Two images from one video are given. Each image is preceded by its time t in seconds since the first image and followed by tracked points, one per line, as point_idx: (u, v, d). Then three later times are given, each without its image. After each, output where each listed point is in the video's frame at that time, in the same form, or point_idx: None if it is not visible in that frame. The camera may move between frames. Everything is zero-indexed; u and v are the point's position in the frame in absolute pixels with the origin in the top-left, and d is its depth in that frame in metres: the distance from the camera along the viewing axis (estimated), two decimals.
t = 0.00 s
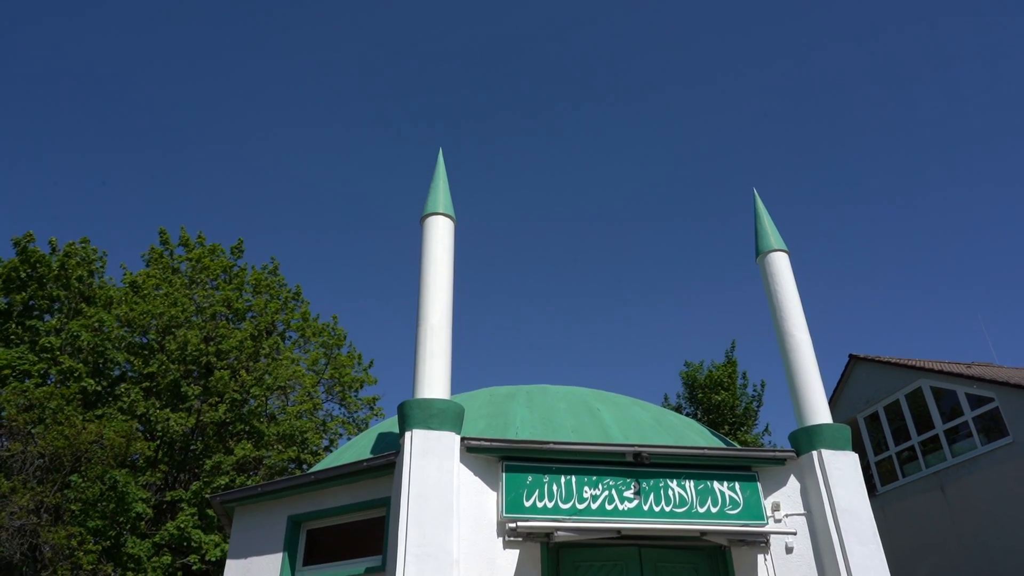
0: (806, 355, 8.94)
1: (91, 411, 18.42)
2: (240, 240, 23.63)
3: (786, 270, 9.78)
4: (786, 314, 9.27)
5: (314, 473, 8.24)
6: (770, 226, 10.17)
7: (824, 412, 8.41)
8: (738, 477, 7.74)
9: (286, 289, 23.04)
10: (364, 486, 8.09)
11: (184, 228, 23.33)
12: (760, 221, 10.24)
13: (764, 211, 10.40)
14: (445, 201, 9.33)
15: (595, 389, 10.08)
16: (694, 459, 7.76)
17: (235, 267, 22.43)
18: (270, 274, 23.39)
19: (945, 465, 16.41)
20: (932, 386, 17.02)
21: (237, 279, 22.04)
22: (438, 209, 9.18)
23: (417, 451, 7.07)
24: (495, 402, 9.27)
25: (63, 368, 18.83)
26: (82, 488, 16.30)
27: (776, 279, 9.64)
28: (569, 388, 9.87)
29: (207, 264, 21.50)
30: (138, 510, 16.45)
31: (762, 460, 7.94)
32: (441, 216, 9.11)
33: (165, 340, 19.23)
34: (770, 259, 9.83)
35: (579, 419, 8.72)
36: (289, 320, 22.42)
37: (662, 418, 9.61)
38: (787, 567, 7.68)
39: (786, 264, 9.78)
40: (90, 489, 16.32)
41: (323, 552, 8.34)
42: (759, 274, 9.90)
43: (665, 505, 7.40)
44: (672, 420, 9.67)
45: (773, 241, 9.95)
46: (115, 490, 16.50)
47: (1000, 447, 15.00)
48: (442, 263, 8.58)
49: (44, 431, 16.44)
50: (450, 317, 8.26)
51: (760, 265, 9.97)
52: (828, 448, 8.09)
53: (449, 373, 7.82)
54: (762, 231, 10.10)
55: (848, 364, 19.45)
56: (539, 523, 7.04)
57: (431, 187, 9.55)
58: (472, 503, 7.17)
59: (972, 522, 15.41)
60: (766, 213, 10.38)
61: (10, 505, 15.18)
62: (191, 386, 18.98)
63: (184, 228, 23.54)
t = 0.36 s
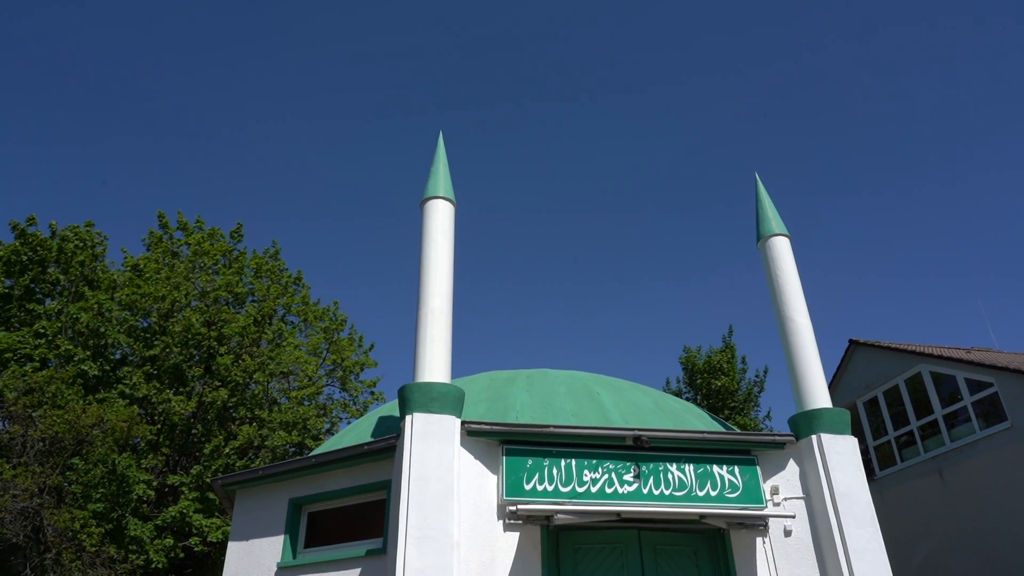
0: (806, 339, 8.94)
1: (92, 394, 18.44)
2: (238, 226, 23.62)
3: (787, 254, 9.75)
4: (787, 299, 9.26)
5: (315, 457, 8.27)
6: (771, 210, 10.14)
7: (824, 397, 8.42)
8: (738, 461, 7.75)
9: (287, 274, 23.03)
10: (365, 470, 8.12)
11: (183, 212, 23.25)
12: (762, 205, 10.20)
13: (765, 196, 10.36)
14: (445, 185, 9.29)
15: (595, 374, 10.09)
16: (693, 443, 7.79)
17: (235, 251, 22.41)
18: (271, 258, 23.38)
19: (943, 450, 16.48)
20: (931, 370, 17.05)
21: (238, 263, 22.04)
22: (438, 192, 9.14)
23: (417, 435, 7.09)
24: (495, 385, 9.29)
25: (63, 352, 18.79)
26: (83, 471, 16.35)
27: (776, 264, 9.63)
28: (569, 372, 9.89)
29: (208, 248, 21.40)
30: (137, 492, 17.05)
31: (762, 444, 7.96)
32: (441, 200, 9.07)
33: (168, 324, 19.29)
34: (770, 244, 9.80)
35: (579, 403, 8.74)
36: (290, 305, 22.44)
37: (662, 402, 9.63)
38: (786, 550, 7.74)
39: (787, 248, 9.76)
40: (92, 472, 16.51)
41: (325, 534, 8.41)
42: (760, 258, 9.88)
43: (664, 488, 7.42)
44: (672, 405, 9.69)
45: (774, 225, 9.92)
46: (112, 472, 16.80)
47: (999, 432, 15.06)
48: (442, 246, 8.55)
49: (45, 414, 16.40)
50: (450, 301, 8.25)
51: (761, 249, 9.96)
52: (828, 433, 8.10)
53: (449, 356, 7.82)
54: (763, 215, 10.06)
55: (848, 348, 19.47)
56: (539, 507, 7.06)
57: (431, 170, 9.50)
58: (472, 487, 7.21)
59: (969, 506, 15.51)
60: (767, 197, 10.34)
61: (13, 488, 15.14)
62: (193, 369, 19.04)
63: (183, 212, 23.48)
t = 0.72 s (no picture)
0: (806, 325, 8.94)
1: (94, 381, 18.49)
2: (235, 212, 23.54)
3: (787, 240, 9.74)
4: (787, 285, 9.26)
5: (317, 442, 8.29)
6: (772, 196, 10.11)
7: (823, 383, 8.44)
8: (737, 446, 7.77)
9: (289, 260, 23.03)
10: (366, 455, 8.15)
11: (182, 198, 23.21)
12: (763, 191, 10.17)
13: (767, 182, 10.33)
14: (446, 171, 9.26)
15: (595, 360, 10.11)
16: (693, 429, 7.81)
17: (236, 237, 22.40)
18: (271, 245, 23.35)
19: (942, 436, 16.54)
20: (931, 357, 17.08)
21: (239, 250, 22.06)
22: (439, 178, 9.12)
23: (418, 420, 7.11)
24: (495, 372, 9.31)
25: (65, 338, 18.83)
26: (85, 457, 16.44)
27: (777, 250, 9.62)
28: (569, 359, 9.90)
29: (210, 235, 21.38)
30: (141, 478, 17.21)
31: (762, 430, 7.99)
32: (441, 186, 9.05)
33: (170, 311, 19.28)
34: (771, 230, 9.79)
35: (579, 389, 8.76)
36: (291, 291, 22.45)
37: (662, 388, 9.66)
38: (785, 534, 7.80)
39: (787, 234, 9.74)
40: (93, 456, 16.42)
41: (328, 519, 8.47)
42: (760, 244, 9.86)
43: (664, 474, 7.45)
44: (672, 391, 9.72)
45: (774, 211, 9.90)
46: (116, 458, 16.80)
47: (998, 418, 15.10)
48: (442, 232, 8.54)
49: (46, 400, 16.47)
50: (451, 287, 8.25)
51: (761, 236, 9.94)
52: (827, 419, 8.13)
53: (450, 342, 7.83)
54: (764, 201, 10.04)
55: (848, 335, 19.49)
56: (539, 492, 7.10)
57: (431, 156, 9.47)
58: (472, 472, 7.25)
59: (967, 491, 15.60)
60: (768, 183, 10.31)
61: (15, 473, 15.22)
62: (195, 356, 19.09)
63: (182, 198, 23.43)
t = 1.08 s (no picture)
0: (806, 314, 8.94)
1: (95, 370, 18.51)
2: (235, 202, 23.50)
3: (787, 229, 9.72)
4: (787, 274, 9.25)
5: (318, 431, 8.32)
6: (772, 185, 10.09)
7: (823, 372, 8.45)
8: (737, 435, 7.80)
9: (289, 250, 23.01)
10: (367, 444, 8.18)
11: (182, 187, 23.16)
12: (763, 180, 10.15)
13: (767, 170, 10.30)
14: (445, 160, 9.23)
15: (595, 349, 10.12)
16: (693, 417, 7.84)
17: (236, 227, 22.37)
18: (271, 234, 23.32)
19: (940, 424, 16.60)
20: (930, 346, 17.10)
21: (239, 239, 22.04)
22: (439, 167, 9.10)
23: (418, 409, 7.13)
24: (495, 361, 9.32)
25: (67, 327, 18.83)
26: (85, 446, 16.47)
27: (777, 239, 9.61)
28: (569, 348, 9.91)
29: (212, 224, 21.34)
30: (142, 465, 17.09)
31: (761, 418, 8.02)
32: (441, 175, 9.03)
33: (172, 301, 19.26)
34: (771, 219, 9.77)
35: (579, 378, 8.78)
36: (292, 281, 22.45)
37: (662, 377, 9.68)
38: (784, 522, 7.84)
39: (788, 223, 9.73)
40: (93, 447, 16.61)
41: (329, 507, 8.52)
42: (760, 233, 9.85)
43: (664, 462, 7.48)
44: (672, 379, 9.74)
45: (775, 200, 9.88)
46: (117, 447, 16.81)
47: (996, 406, 15.15)
48: (442, 221, 8.53)
49: (47, 389, 16.51)
50: (451, 276, 8.25)
51: (761, 225, 9.93)
52: (826, 407, 8.15)
53: (450, 331, 7.84)
54: (765, 190, 10.02)
55: (847, 324, 19.51)
56: (539, 480, 7.12)
57: (431, 145, 9.44)
58: (473, 461, 7.28)
59: (965, 478, 15.67)
60: (769, 172, 10.29)
61: (17, 462, 15.28)
62: (197, 346, 19.10)
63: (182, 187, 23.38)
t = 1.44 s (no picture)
0: (805, 305, 8.95)
1: (96, 361, 18.55)
2: (236, 194, 23.50)
3: (787, 221, 9.71)
4: (787, 265, 9.25)
5: (318, 422, 8.34)
6: (772, 176, 10.07)
7: (822, 363, 8.46)
8: (736, 426, 7.81)
9: (288, 242, 23.02)
10: (367, 435, 8.20)
11: (182, 179, 23.16)
12: (763, 171, 10.13)
13: (767, 161, 10.28)
14: (445, 151, 9.21)
15: (594, 340, 10.13)
16: (692, 408, 7.86)
17: (237, 220, 22.37)
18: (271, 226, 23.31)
19: (939, 415, 16.65)
20: (929, 337, 17.12)
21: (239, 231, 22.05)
22: (438, 159, 9.08)
23: (418, 400, 7.14)
24: (495, 352, 9.33)
25: (69, 319, 18.84)
26: (86, 438, 16.51)
27: (776, 230, 9.60)
28: (569, 339, 9.92)
29: (213, 216, 21.36)
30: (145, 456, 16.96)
31: (760, 409, 8.05)
32: (441, 166, 9.01)
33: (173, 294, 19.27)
34: (771, 210, 9.76)
35: (579, 369, 8.80)
36: (292, 273, 22.46)
37: (661, 369, 9.69)
38: (782, 512, 7.88)
39: (788, 215, 9.72)
40: (94, 439, 16.54)
41: (330, 498, 8.55)
42: (760, 225, 9.84)
43: (663, 453, 7.50)
44: (671, 371, 9.75)
45: (775, 192, 9.87)
46: (118, 438, 16.81)
47: (995, 397, 15.18)
48: (442, 213, 8.52)
49: (48, 381, 16.57)
50: (451, 267, 8.24)
51: (761, 216, 9.92)
52: (825, 398, 8.16)
53: (449, 322, 7.84)
54: (765, 182, 10.00)
55: (847, 315, 19.53)
56: (539, 471, 7.14)
57: (431, 136, 9.42)
58: (472, 452, 7.30)
59: (964, 469, 15.73)
60: (769, 163, 10.26)
61: (19, 454, 15.35)
62: (199, 338, 19.12)
63: (182, 179, 23.37)
